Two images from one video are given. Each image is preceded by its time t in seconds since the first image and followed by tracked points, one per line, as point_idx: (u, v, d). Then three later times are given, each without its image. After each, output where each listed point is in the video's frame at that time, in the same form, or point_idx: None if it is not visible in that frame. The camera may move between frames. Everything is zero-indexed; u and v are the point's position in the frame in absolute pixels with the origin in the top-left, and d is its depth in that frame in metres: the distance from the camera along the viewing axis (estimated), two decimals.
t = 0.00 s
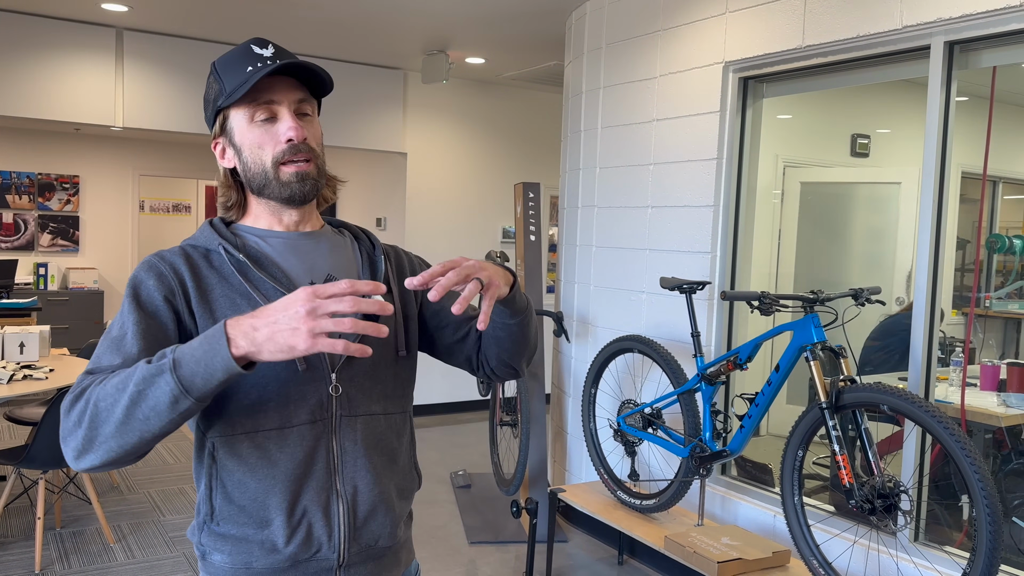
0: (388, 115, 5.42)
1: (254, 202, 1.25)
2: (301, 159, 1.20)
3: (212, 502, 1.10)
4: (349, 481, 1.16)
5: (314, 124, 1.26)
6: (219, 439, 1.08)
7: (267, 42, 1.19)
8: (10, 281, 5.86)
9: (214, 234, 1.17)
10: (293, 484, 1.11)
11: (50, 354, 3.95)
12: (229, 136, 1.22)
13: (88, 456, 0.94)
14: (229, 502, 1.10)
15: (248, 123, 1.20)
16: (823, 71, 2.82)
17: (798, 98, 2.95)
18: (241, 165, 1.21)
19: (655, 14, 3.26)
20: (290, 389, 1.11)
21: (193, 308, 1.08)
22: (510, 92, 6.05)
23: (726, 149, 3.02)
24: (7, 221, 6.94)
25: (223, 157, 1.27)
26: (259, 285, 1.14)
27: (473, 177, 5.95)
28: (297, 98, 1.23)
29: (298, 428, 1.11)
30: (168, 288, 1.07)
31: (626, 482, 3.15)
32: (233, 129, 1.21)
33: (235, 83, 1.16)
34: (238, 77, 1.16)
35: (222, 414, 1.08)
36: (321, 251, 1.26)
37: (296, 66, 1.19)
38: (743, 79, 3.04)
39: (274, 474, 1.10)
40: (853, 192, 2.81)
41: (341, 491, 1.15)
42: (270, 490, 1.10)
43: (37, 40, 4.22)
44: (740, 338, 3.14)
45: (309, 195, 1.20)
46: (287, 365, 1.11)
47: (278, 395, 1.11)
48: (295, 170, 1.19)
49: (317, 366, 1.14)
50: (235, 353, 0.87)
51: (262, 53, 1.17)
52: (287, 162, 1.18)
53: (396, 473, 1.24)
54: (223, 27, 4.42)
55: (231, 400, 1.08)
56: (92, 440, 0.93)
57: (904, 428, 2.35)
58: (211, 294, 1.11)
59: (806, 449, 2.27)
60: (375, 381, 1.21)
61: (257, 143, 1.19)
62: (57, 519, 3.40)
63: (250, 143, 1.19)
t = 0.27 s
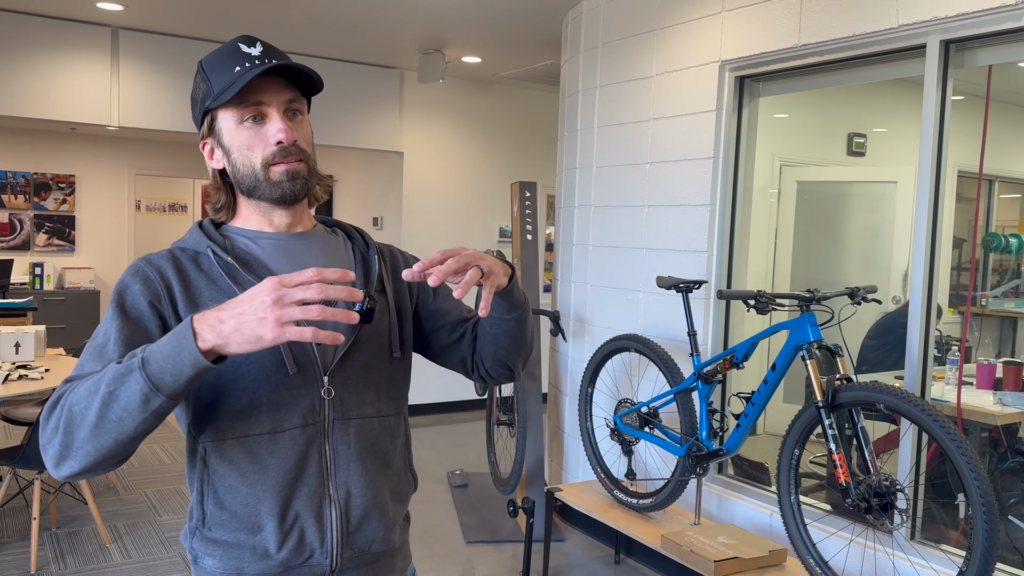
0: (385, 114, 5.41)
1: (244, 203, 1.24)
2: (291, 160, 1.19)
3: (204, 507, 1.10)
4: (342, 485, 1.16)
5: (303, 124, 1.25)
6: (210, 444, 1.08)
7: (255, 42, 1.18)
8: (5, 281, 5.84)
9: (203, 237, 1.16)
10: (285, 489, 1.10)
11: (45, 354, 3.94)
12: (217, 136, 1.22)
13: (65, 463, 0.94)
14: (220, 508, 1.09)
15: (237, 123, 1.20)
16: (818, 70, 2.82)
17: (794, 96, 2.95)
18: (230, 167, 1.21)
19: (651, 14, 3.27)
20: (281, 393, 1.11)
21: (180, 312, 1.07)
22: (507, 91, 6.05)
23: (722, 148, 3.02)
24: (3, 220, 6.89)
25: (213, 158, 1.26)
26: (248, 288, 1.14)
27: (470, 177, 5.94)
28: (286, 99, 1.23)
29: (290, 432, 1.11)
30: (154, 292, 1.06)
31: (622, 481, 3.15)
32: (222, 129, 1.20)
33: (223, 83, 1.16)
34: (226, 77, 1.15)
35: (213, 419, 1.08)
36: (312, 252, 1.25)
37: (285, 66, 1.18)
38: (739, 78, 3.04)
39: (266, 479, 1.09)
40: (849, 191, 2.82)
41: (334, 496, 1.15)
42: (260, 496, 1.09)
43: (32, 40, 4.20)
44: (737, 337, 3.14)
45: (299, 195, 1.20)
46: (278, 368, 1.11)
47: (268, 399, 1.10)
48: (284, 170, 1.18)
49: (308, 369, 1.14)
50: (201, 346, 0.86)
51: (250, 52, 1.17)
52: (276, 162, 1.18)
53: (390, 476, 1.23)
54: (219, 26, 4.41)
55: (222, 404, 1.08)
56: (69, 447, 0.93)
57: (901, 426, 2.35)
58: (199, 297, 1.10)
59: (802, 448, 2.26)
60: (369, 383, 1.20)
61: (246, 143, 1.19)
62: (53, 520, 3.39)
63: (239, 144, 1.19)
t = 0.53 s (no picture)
0: (382, 114, 5.40)
1: (248, 209, 1.22)
2: (301, 167, 1.18)
3: (202, 512, 1.10)
4: (341, 489, 1.15)
5: (307, 129, 1.24)
6: (208, 449, 1.08)
7: (264, 48, 1.19)
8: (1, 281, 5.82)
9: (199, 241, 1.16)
10: (284, 494, 1.10)
11: (41, 354, 3.93)
12: (221, 142, 1.19)
13: (50, 477, 0.94)
14: (219, 513, 1.09)
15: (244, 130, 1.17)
16: (815, 70, 2.82)
17: (791, 96, 2.95)
18: (235, 173, 1.18)
19: (647, 14, 3.27)
20: (279, 397, 1.11)
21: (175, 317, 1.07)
22: (505, 91, 6.04)
23: (719, 147, 3.02)
24: None
25: (213, 161, 1.23)
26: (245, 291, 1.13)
27: (467, 176, 5.94)
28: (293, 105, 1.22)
29: (288, 437, 1.11)
30: (148, 298, 1.06)
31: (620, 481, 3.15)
32: (227, 134, 1.17)
33: (237, 87, 1.14)
34: (237, 82, 1.14)
35: (210, 424, 1.08)
36: (310, 252, 1.24)
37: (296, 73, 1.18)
38: (736, 78, 3.04)
39: (265, 484, 1.09)
40: (846, 190, 2.82)
41: (333, 500, 1.14)
42: (259, 501, 1.09)
43: (27, 39, 4.19)
44: (734, 337, 3.14)
45: (307, 202, 1.19)
46: (276, 371, 1.11)
47: (266, 404, 1.10)
48: (294, 178, 1.17)
49: (307, 373, 1.14)
50: (156, 336, 0.86)
51: (260, 58, 1.17)
52: (287, 170, 1.16)
53: (389, 480, 1.23)
54: (215, 26, 4.40)
55: (219, 409, 1.08)
56: (54, 460, 0.94)
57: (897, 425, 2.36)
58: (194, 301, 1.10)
59: (800, 447, 2.27)
60: (368, 387, 1.20)
61: (254, 150, 1.16)
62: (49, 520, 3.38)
63: (247, 150, 1.16)
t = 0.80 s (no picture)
0: (379, 113, 5.40)
1: (248, 208, 1.22)
2: (303, 176, 1.17)
3: (204, 518, 1.09)
4: (344, 493, 1.15)
5: (314, 135, 1.23)
6: (210, 454, 1.08)
7: (279, 49, 1.18)
8: None
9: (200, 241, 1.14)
10: (287, 499, 1.10)
11: (38, 354, 3.91)
12: (227, 139, 1.18)
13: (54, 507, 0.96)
14: (222, 519, 1.08)
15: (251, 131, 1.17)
16: (812, 69, 2.82)
17: (789, 95, 2.95)
18: (238, 173, 1.18)
19: (644, 13, 3.27)
20: (281, 401, 1.10)
21: (176, 323, 1.06)
22: (502, 90, 6.04)
23: (716, 146, 3.01)
24: None
25: (217, 156, 1.23)
26: (247, 295, 1.12)
27: (465, 176, 5.94)
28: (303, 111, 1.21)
29: (290, 441, 1.10)
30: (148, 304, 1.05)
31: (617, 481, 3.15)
32: (233, 133, 1.17)
33: (248, 87, 1.14)
34: (248, 84, 1.13)
35: (212, 429, 1.08)
36: (311, 253, 1.24)
37: (308, 79, 1.18)
38: (733, 77, 3.04)
39: (268, 490, 1.09)
40: (842, 189, 2.85)
41: (336, 504, 1.14)
42: (262, 507, 1.08)
43: (24, 39, 4.17)
44: (731, 336, 3.14)
45: (306, 212, 1.19)
46: (278, 376, 1.10)
47: (269, 408, 1.09)
48: (295, 186, 1.16)
49: (309, 376, 1.13)
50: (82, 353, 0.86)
51: (274, 60, 1.16)
52: (289, 177, 1.16)
53: (390, 482, 1.23)
54: (212, 25, 4.39)
55: (221, 414, 1.08)
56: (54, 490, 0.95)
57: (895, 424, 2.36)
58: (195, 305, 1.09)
59: (797, 447, 2.27)
60: (370, 390, 1.20)
61: (258, 153, 1.16)
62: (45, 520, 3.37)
63: (251, 153, 1.16)
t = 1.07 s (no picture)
0: (375, 112, 5.39)
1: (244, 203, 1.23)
2: (291, 176, 1.17)
3: (204, 518, 1.08)
4: (343, 495, 1.14)
5: (311, 133, 1.22)
6: (209, 455, 1.07)
7: (275, 44, 1.16)
8: None
9: (200, 239, 1.14)
10: (285, 502, 1.09)
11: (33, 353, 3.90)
12: (222, 133, 1.19)
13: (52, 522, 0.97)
14: (222, 520, 1.08)
15: (243, 126, 1.17)
16: (809, 67, 2.82)
17: (786, 94, 2.95)
18: (232, 167, 1.19)
19: (641, 12, 3.27)
20: (280, 403, 1.10)
21: (176, 323, 1.06)
22: (499, 89, 6.04)
23: (714, 145, 3.01)
24: None
25: (216, 148, 1.24)
26: (249, 296, 1.12)
27: (462, 175, 5.93)
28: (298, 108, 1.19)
29: (289, 443, 1.10)
30: (149, 304, 1.05)
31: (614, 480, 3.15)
32: (227, 128, 1.17)
33: (238, 82, 1.13)
34: (237, 80, 1.13)
35: (211, 430, 1.08)
36: (313, 253, 1.24)
37: (301, 77, 1.15)
38: (731, 76, 3.04)
39: (266, 491, 1.08)
40: (839, 188, 2.86)
41: (335, 507, 1.14)
42: (260, 508, 1.08)
43: (18, 37, 4.15)
44: (728, 335, 3.14)
45: (295, 213, 1.18)
46: (277, 377, 1.10)
47: (268, 410, 1.09)
48: (283, 186, 1.16)
49: (309, 378, 1.12)
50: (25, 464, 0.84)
51: (268, 55, 1.14)
52: (276, 177, 1.15)
53: (388, 484, 1.22)
54: (208, 23, 4.37)
55: (220, 415, 1.08)
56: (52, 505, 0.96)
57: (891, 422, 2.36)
58: (196, 305, 1.09)
59: (794, 446, 2.27)
60: (371, 391, 1.19)
61: (248, 150, 1.16)
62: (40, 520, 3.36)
63: (242, 149, 1.16)
